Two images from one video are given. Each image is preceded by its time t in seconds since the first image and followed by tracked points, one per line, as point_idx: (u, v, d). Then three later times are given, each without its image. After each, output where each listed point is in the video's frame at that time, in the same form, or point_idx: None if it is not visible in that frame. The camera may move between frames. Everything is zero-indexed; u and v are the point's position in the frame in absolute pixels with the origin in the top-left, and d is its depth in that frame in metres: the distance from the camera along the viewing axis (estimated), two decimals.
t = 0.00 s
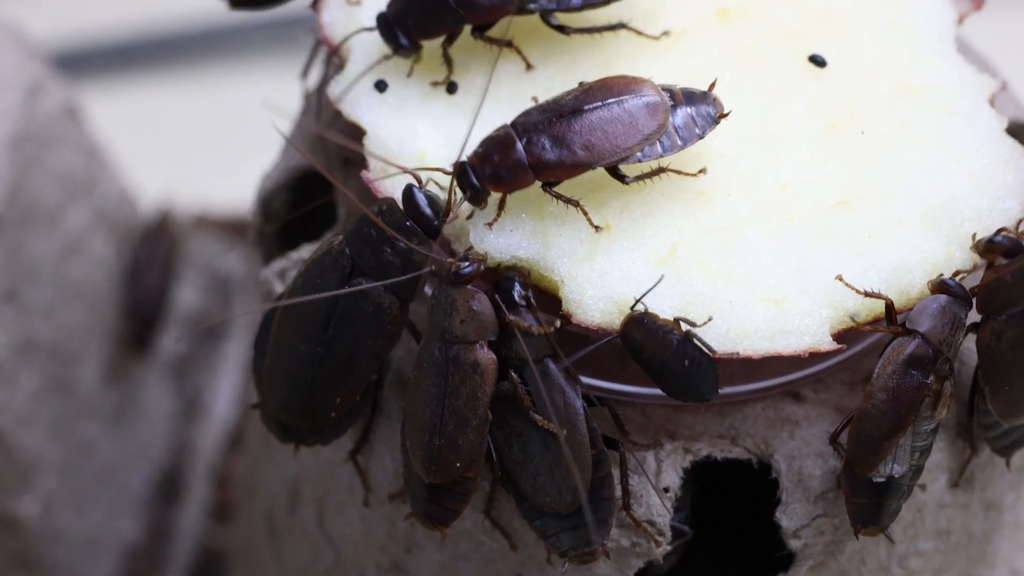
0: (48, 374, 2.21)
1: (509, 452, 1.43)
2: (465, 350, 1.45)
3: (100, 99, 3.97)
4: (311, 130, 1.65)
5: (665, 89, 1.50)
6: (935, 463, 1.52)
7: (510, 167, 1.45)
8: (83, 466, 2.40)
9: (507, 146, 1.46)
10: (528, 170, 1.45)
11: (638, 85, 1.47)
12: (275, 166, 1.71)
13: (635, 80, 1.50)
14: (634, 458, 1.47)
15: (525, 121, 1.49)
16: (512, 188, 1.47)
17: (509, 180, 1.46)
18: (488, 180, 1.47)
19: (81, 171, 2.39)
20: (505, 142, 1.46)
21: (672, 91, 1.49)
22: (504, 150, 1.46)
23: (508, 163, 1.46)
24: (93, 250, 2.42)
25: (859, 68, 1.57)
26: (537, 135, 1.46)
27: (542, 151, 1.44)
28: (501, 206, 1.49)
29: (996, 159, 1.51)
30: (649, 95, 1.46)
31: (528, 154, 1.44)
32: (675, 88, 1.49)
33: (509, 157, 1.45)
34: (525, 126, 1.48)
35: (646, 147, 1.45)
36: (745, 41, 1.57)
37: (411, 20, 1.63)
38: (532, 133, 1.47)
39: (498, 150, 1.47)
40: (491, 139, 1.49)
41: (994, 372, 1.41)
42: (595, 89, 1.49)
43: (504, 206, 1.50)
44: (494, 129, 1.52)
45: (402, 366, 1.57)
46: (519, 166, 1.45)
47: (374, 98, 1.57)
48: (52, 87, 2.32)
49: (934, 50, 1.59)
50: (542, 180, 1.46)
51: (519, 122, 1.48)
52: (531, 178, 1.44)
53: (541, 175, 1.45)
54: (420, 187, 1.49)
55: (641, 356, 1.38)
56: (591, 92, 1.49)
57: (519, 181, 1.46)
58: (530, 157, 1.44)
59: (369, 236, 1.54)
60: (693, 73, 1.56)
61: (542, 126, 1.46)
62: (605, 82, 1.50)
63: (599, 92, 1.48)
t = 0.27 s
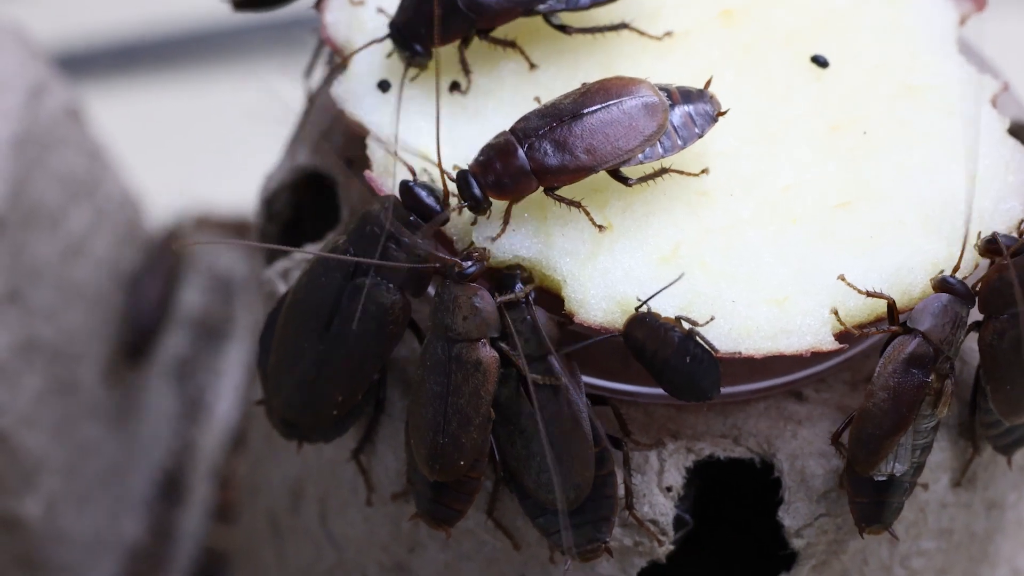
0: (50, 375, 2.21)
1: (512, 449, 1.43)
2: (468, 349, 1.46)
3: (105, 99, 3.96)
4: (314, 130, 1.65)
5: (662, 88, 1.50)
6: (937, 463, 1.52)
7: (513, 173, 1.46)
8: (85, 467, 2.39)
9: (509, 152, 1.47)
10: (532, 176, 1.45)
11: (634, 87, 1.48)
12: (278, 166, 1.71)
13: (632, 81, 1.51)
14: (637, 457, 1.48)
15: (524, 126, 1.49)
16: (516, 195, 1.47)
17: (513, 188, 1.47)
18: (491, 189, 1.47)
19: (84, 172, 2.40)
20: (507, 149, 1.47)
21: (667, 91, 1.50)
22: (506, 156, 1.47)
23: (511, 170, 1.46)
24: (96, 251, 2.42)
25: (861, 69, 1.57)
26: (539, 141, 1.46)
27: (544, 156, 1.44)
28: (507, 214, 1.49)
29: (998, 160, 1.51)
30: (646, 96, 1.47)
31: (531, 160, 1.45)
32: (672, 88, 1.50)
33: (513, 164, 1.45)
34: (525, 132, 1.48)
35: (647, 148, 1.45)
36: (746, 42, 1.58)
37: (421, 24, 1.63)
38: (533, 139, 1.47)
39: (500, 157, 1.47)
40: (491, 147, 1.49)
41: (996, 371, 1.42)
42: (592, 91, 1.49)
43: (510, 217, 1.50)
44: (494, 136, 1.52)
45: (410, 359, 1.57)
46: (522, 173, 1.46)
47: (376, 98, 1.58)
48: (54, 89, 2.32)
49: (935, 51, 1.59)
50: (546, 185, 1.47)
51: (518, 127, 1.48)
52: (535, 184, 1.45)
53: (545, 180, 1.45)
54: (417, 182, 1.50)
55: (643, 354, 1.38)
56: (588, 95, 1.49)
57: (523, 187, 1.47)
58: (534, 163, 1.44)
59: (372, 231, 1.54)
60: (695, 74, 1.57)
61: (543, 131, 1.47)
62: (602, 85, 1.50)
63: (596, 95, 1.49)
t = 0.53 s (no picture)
0: (58, 378, 2.21)
1: (522, 456, 1.44)
2: (474, 354, 1.46)
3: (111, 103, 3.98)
4: (324, 135, 1.65)
5: (668, 93, 1.49)
6: (946, 467, 1.52)
7: (523, 184, 1.45)
8: (92, 470, 2.39)
9: (518, 163, 1.46)
10: (543, 186, 1.44)
11: (641, 92, 1.46)
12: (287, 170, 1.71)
13: (638, 86, 1.49)
14: (646, 462, 1.48)
15: (533, 136, 1.48)
16: (527, 205, 1.47)
17: (523, 199, 1.46)
18: (501, 199, 1.47)
19: (91, 176, 2.40)
20: (516, 159, 1.46)
21: (675, 96, 1.49)
22: (516, 167, 1.46)
23: (521, 180, 1.45)
24: (103, 255, 2.42)
25: (869, 74, 1.57)
26: (548, 151, 1.45)
27: (555, 166, 1.43)
28: (516, 221, 1.48)
29: (1006, 165, 1.52)
30: (653, 101, 1.45)
31: (540, 170, 1.44)
32: (677, 92, 1.50)
33: (522, 175, 1.44)
34: (534, 142, 1.47)
35: (656, 154, 1.43)
36: (754, 48, 1.58)
37: (431, 28, 1.63)
38: (542, 148, 1.46)
39: (509, 168, 1.46)
40: (501, 157, 1.49)
41: (1004, 376, 1.43)
42: (599, 98, 1.47)
43: (521, 224, 1.49)
44: (503, 146, 1.51)
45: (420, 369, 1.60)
46: (533, 183, 1.45)
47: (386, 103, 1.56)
48: (62, 93, 2.32)
49: (944, 55, 1.59)
50: (557, 194, 1.46)
51: (527, 138, 1.47)
52: (546, 194, 1.44)
53: (556, 190, 1.44)
54: (433, 179, 1.51)
55: (654, 361, 1.39)
56: (596, 102, 1.47)
57: (534, 197, 1.46)
58: (544, 173, 1.44)
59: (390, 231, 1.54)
60: (704, 78, 1.57)
61: (552, 141, 1.46)
62: (609, 91, 1.48)
63: (604, 102, 1.47)
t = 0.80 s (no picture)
0: (62, 378, 2.20)
1: (528, 455, 1.42)
2: (471, 344, 1.46)
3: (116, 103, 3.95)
4: (328, 133, 1.65)
5: (669, 93, 1.48)
6: (952, 466, 1.52)
7: (526, 188, 1.43)
8: (95, 470, 2.38)
9: (521, 168, 1.44)
10: (546, 190, 1.43)
11: (643, 93, 1.45)
12: (292, 169, 1.71)
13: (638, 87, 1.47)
14: (652, 461, 1.47)
15: (536, 140, 1.46)
16: (529, 209, 1.45)
17: (526, 203, 1.44)
18: (503, 202, 1.46)
19: (93, 176, 2.40)
20: (518, 163, 1.44)
21: (677, 96, 1.48)
22: (519, 171, 1.44)
23: (524, 184, 1.43)
24: (105, 255, 2.41)
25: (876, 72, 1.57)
26: (550, 154, 1.43)
27: (558, 169, 1.41)
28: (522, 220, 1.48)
29: (1014, 162, 1.51)
30: (655, 101, 1.44)
31: (543, 173, 1.42)
32: (677, 92, 1.48)
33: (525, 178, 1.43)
34: (537, 146, 1.45)
35: (660, 155, 1.42)
36: (761, 47, 1.57)
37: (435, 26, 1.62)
38: (545, 152, 1.44)
39: (512, 171, 1.45)
40: (503, 161, 1.47)
41: (1013, 373, 1.44)
42: (600, 100, 1.45)
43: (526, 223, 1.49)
44: (506, 151, 1.50)
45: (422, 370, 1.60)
46: (536, 187, 1.43)
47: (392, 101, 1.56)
48: (65, 92, 2.32)
49: (950, 53, 1.59)
50: (561, 197, 1.44)
51: (529, 142, 1.46)
52: (550, 198, 1.42)
53: (560, 193, 1.42)
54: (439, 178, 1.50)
55: (662, 359, 1.38)
56: (597, 104, 1.45)
57: (537, 202, 1.44)
58: (547, 176, 1.42)
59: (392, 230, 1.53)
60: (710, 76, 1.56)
61: (555, 144, 1.44)
62: (611, 92, 1.47)
63: (605, 104, 1.45)
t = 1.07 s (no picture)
0: (67, 381, 2.20)
1: (534, 460, 1.43)
2: (475, 353, 1.46)
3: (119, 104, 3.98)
4: (333, 137, 1.65)
5: (665, 98, 1.48)
6: (959, 470, 1.52)
7: (526, 200, 1.43)
8: (100, 473, 2.38)
9: (520, 181, 1.44)
10: (547, 202, 1.43)
11: (639, 100, 1.44)
12: (298, 173, 1.71)
13: (635, 93, 1.47)
14: (658, 465, 1.47)
15: (534, 151, 1.46)
16: (530, 221, 1.45)
17: (525, 215, 1.45)
18: (502, 214, 1.47)
19: (98, 179, 2.40)
20: (517, 175, 1.44)
21: (673, 101, 1.48)
22: (518, 184, 1.44)
23: (524, 197, 1.44)
24: (110, 257, 2.41)
25: (882, 75, 1.57)
26: (549, 165, 1.43)
27: (557, 181, 1.41)
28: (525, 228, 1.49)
29: (1020, 164, 1.51)
30: (651, 108, 1.43)
31: (543, 185, 1.42)
32: (674, 96, 1.49)
33: (524, 191, 1.43)
34: (535, 158, 1.45)
35: (659, 161, 1.43)
36: (766, 51, 1.58)
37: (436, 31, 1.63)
38: (544, 163, 1.44)
39: (511, 183, 1.45)
40: (502, 172, 1.47)
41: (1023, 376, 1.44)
42: (597, 108, 1.45)
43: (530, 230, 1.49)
44: (505, 162, 1.50)
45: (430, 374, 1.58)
46: (536, 200, 1.44)
47: (399, 107, 1.57)
48: (70, 95, 2.33)
49: (956, 56, 1.59)
50: (561, 208, 1.45)
51: (527, 154, 1.46)
52: (551, 210, 1.43)
53: (560, 205, 1.43)
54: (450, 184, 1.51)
55: (668, 370, 1.39)
56: (594, 112, 1.45)
57: (537, 215, 1.45)
58: (547, 189, 1.42)
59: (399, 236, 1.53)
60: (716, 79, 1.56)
61: (553, 155, 1.44)
62: (607, 99, 1.46)
63: (602, 111, 1.44)
